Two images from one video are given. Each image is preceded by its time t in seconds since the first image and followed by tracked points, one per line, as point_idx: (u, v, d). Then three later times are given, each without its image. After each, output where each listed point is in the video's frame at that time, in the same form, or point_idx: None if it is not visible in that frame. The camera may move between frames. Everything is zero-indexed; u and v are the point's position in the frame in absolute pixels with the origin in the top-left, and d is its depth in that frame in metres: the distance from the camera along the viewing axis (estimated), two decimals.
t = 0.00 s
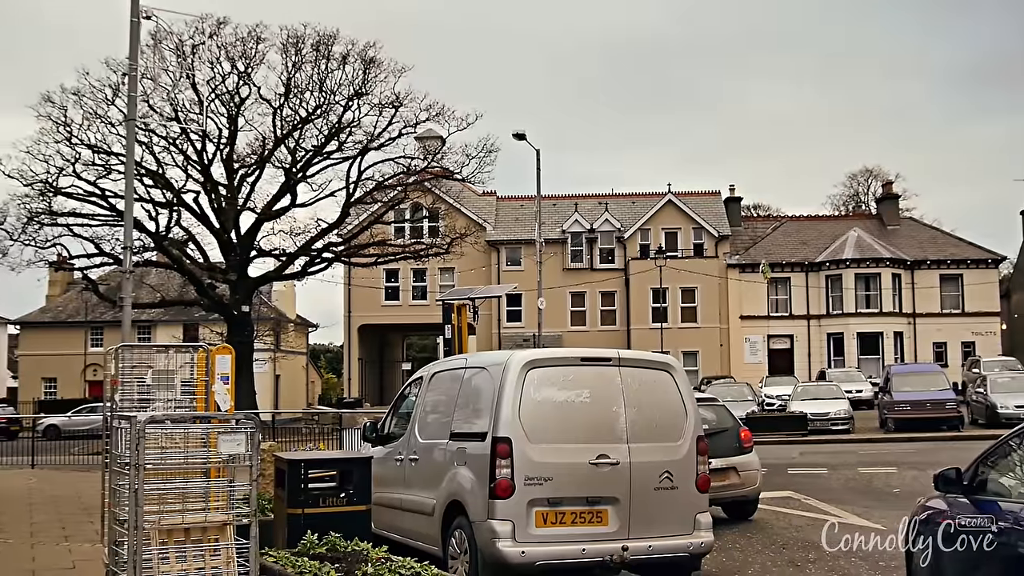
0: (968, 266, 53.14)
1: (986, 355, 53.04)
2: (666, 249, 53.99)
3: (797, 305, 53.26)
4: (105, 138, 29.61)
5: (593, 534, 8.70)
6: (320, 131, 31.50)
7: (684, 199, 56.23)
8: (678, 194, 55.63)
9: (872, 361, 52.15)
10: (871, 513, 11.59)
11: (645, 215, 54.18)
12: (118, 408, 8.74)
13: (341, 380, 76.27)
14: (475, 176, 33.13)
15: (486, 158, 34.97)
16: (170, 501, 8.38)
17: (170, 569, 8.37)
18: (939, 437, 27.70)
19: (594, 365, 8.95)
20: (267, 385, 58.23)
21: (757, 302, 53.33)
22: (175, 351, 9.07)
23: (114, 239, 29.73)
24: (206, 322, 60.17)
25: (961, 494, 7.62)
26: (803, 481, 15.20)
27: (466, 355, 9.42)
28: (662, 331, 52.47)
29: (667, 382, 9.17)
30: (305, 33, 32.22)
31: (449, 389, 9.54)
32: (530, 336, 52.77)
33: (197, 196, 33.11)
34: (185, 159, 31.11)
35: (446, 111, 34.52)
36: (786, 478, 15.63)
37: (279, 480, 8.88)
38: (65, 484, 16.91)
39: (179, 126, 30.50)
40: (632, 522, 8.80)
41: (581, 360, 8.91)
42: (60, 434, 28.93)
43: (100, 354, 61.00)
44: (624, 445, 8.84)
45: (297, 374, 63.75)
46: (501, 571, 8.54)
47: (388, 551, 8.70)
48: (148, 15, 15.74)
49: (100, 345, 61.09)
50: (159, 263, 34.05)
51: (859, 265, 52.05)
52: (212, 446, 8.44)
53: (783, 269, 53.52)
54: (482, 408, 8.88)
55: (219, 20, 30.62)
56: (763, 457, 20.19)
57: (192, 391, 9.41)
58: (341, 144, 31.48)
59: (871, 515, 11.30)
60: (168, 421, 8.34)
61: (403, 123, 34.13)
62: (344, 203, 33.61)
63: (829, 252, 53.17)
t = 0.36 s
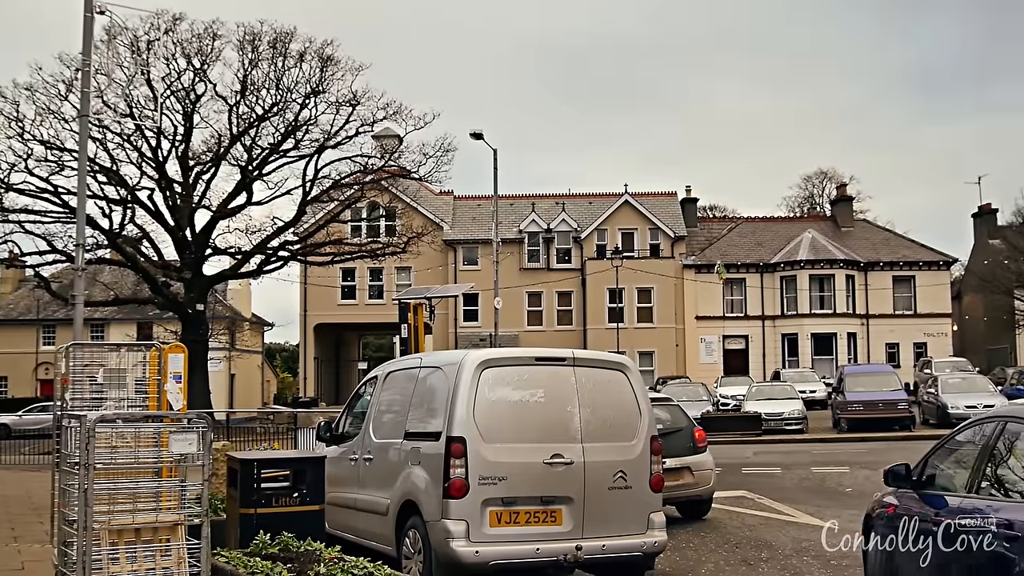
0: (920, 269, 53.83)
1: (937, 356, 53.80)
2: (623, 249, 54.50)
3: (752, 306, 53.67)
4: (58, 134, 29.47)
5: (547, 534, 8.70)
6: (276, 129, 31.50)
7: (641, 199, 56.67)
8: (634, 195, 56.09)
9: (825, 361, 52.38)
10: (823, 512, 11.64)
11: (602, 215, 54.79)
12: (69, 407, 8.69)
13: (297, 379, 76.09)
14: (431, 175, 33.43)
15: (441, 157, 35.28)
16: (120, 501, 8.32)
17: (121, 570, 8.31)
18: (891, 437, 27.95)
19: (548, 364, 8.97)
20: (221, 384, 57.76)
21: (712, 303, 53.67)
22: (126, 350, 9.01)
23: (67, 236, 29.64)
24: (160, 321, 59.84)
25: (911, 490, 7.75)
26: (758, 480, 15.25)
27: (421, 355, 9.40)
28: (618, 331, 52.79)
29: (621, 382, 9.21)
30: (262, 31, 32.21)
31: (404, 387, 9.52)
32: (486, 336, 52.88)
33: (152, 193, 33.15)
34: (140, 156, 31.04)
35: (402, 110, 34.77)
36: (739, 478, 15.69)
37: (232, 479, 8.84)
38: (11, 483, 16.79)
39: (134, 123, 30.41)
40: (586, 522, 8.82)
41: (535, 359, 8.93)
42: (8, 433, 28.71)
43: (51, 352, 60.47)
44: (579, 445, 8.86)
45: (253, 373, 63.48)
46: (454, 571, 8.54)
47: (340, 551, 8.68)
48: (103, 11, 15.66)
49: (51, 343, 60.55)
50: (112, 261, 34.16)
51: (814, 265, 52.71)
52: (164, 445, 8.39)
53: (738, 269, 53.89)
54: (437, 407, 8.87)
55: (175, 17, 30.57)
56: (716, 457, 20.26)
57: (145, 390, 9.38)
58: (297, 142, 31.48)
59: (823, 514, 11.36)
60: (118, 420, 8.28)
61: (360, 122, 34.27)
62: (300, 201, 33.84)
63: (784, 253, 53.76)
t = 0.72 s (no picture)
0: (874, 271, 54.84)
1: (891, 357, 54.70)
2: (580, 250, 54.69)
3: (709, 306, 54.54)
4: (8, 129, 29.19)
5: (501, 533, 8.69)
6: (233, 126, 31.32)
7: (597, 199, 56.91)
8: (592, 195, 56.41)
9: (781, 362, 53.49)
10: (778, 512, 11.66)
11: (560, 215, 54.85)
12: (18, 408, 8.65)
13: (252, 377, 75.72)
14: (389, 175, 33.67)
15: (397, 156, 35.52)
16: (69, 502, 8.22)
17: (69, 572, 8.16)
18: (844, 437, 28.24)
19: (503, 364, 8.98)
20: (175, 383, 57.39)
21: (669, 303, 54.44)
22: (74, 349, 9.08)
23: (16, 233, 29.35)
24: (113, 319, 59.29)
25: (862, 486, 7.88)
26: (713, 480, 15.30)
27: (376, 354, 9.39)
28: (576, 331, 53.06)
29: (576, 381, 9.25)
30: (218, 27, 32.13)
31: (357, 386, 9.49)
32: (443, 335, 53.01)
33: (105, 190, 32.96)
34: (93, 152, 30.81)
35: (359, 108, 35.00)
36: (694, 478, 15.74)
37: (183, 480, 8.79)
38: None
39: (86, 119, 30.17)
40: (540, 521, 8.82)
41: (491, 359, 8.93)
42: None
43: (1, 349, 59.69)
44: (533, 445, 8.87)
45: (208, 372, 63.03)
46: (408, 571, 8.50)
47: (293, 551, 8.62)
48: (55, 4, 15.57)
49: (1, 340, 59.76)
50: (62, 256, 33.92)
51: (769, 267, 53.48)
52: (114, 444, 8.33)
53: (695, 270, 54.73)
54: (391, 406, 8.84)
55: (130, 12, 30.44)
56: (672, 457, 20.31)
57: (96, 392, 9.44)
58: (254, 139, 31.38)
59: (778, 514, 11.39)
60: (68, 419, 8.20)
61: (318, 121, 34.31)
62: (256, 200, 33.75)
63: (740, 254, 54.40)
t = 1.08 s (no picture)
0: (831, 272, 55.91)
1: (848, 358, 55.67)
2: (539, 250, 54.81)
3: (667, 307, 54.82)
4: None
5: (456, 533, 8.65)
6: (189, 124, 31.09)
7: (558, 200, 57.11)
8: (550, 195, 56.59)
9: (739, 363, 53.80)
10: (734, 511, 11.74)
11: (517, 215, 54.89)
12: None
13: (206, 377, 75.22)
14: (347, 174, 33.78)
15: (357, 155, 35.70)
16: (18, 501, 7.96)
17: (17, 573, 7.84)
18: (800, 438, 28.50)
19: (459, 364, 8.96)
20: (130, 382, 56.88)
21: (628, 304, 54.70)
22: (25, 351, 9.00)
23: None
24: (65, 317, 58.62)
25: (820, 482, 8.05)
26: (669, 480, 15.38)
27: (332, 354, 9.35)
28: (533, 331, 53.29)
29: (533, 381, 9.26)
30: (174, 24, 31.97)
31: (313, 386, 9.44)
32: (400, 335, 53.07)
33: (59, 187, 32.64)
34: (46, 148, 30.51)
35: (318, 107, 35.07)
36: (651, 478, 15.80)
37: (135, 479, 8.72)
38: None
39: (39, 115, 29.90)
40: (496, 521, 8.80)
41: (447, 359, 8.91)
42: None
43: None
44: (489, 445, 8.85)
45: (163, 371, 62.54)
46: (363, 571, 8.45)
47: (246, 551, 8.56)
48: None
49: None
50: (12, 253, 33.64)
51: (727, 268, 53.98)
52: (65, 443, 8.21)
53: (653, 271, 54.96)
54: (347, 406, 8.78)
55: (85, 8, 30.25)
56: (629, 457, 20.40)
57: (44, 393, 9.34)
58: (210, 137, 31.20)
59: (734, 514, 11.46)
60: (17, 419, 8.04)
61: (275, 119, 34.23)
62: (213, 198, 33.58)
63: (698, 256, 54.77)
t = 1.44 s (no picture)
0: (789, 274, 56.74)
1: (806, 359, 56.47)
2: (499, 251, 54.88)
3: (626, 308, 55.39)
4: None
5: (413, 534, 8.61)
6: (147, 121, 30.87)
7: (518, 200, 57.26)
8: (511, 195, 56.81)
9: (697, 364, 54.44)
10: (690, 512, 11.81)
11: (478, 215, 55.06)
12: None
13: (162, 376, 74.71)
14: (306, 173, 33.85)
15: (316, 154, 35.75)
16: None
17: None
18: (757, 439, 28.71)
19: (417, 364, 8.94)
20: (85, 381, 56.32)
21: (588, 306, 55.10)
22: None
23: None
24: (19, 315, 57.95)
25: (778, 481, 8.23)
26: (627, 481, 15.46)
27: (289, 353, 9.30)
28: (492, 331, 53.42)
29: (490, 381, 9.27)
30: (131, 20, 31.78)
31: (269, 386, 9.39)
32: (359, 335, 53.09)
33: (13, 183, 32.29)
34: None
35: (278, 105, 35.07)
36: (609, 479, 15.88)
37: (87, 480, 8.61)
38: None
39: None
40: (454, 521, 8.77)
41: (404, 359, 8.89)
42: None
43: None
44: (447, 446, 8.84)
45: (118, 370, 62.03)
46: (318, 572, 8.39)
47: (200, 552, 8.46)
48: None
49: None
50: None
51: (686, 270, 54.54)
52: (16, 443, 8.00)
53: (612, 272, 55.38)
54: (304, 405, 8.73)
55: (39, 3, 30.00)
56: (587, 457, 20.49)
57: None
58: (169, 134, 31.04)
59: (691, 514, 11.54)
60: None
61: (234, 116, 34.13)
62: (171, 195, 33.40)
63: (658, 257, 55.61)
